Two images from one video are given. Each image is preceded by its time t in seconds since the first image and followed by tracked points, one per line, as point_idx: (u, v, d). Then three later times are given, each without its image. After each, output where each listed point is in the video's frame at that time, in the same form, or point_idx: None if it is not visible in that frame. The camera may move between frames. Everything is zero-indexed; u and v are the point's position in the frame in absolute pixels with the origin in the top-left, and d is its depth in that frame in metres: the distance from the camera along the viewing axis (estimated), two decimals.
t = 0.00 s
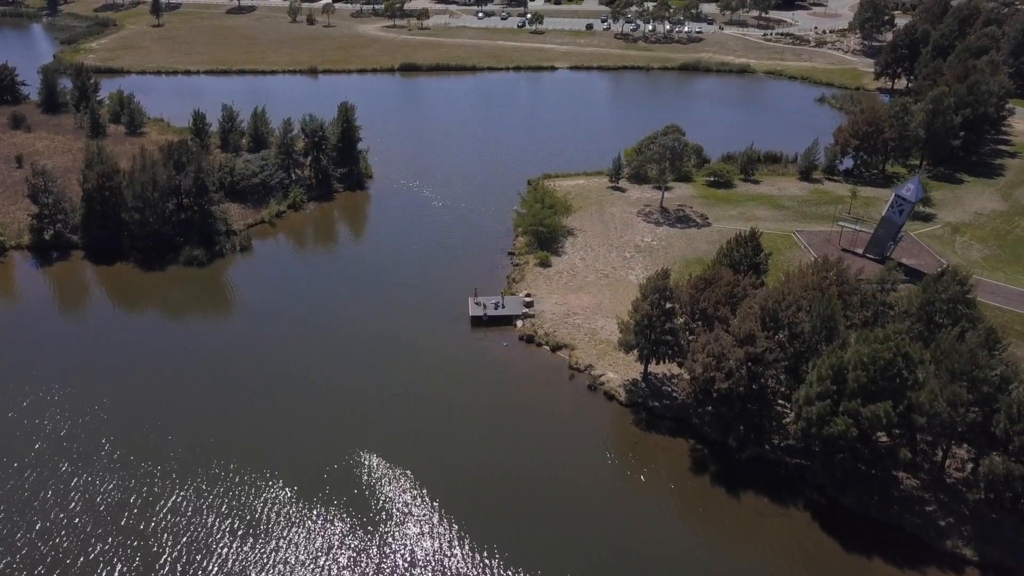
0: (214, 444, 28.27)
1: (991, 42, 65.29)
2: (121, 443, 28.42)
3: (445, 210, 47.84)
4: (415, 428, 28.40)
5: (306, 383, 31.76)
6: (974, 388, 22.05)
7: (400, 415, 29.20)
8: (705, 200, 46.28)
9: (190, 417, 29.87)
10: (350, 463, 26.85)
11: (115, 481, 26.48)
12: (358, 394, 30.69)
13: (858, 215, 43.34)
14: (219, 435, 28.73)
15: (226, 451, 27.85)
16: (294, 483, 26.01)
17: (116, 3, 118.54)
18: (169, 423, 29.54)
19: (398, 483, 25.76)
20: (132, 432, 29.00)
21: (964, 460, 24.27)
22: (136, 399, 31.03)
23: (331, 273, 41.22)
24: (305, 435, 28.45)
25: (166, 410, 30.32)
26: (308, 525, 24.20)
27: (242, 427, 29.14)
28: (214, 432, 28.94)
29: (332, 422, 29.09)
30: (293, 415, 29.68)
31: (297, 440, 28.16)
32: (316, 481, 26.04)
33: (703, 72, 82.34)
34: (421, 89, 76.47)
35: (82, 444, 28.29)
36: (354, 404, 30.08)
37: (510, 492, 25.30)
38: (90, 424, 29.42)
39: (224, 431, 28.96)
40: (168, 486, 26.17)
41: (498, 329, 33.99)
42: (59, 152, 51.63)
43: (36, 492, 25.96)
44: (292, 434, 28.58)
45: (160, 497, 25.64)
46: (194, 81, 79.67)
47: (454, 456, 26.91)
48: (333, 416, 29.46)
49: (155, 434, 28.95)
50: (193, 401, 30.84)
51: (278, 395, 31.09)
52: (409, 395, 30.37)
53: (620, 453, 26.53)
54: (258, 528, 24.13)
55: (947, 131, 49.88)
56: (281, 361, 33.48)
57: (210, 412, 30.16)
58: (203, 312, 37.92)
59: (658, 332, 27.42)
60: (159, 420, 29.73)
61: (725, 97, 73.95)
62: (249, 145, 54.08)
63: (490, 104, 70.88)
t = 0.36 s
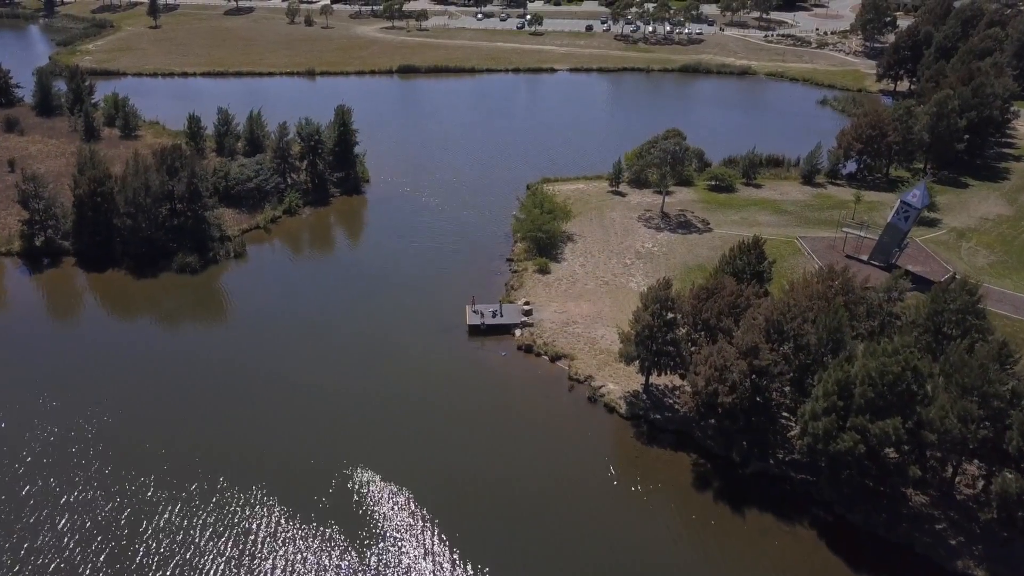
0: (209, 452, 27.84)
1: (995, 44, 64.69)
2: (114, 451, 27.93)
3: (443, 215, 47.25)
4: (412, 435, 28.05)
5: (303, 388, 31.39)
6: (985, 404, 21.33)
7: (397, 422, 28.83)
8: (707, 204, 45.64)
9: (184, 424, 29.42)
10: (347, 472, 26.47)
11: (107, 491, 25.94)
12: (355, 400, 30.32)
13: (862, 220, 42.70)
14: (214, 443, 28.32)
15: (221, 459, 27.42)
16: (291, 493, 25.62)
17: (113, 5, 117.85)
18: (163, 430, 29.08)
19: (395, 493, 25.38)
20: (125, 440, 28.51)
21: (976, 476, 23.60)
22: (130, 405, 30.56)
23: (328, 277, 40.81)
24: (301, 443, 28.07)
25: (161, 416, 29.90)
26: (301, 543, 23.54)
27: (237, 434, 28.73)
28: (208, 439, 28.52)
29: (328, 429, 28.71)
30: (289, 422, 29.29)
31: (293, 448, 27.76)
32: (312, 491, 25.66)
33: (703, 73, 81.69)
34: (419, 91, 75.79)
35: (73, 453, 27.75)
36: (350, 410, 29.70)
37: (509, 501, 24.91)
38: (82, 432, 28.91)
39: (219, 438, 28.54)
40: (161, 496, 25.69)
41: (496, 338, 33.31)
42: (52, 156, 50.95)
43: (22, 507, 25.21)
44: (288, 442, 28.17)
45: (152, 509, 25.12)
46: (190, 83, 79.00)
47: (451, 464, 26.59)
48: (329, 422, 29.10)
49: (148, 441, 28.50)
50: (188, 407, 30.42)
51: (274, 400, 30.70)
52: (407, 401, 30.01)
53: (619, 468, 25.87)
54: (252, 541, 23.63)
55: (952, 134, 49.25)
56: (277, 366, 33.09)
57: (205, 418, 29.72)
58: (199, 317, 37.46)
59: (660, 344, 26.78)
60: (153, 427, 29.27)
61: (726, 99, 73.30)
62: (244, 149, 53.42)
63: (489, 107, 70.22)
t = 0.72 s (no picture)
0: (202, 462, 27.27)
1: (1000, 46, 63.98)
2: (104, 461, 27.36)
3: (440, 220, 46.56)
4: (409, 445, 27.52)
5: (299, 395, 30.85)
6: (997, 421, 20.59)
7: (394, 431, 28.29)
8: (708, 209, 44.93)
9: (177, 433, 28.83)
10: (342, 483, 25.95)
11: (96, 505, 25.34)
12: (352, 408, 29.78)
13: (867, 226, 41.99)
14: (207, 453, 27.76)
15: (214, 470, 26.86)
16: (286, 505, 25.09)
17: (110, 6, 117.30)
18: (155, 439, 28.51)
19: (391, 505, 24.84)
20: (116, 451, 27.92)
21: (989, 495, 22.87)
22: (121, 414, 29.97)
23: (324, 282, 40.25)
24: (296, 453, 27.51)
25: (153, 425, 29.33)
26: (293, 564, 22.82)
27: (230, 444, 28.16)
28: (201, 449, 27.94)
29: (323, 438, 28.16)
30: (285, 431, 28.73)
31: (288, 458, 27.21)
32: (307, 503, 25.11)
33: (704, 75, 81.02)
34: (417, 94, 75.07)
35: (62, 465, 27.14)
36: (347, 419, 29.15)
37: (508, 514, 24.37)
38: (73, 442, 28.32)
39: (212, 448, 27.97)
40: (152, 509, 25.12)
41: (494, 348, 32.56)
42: (44, 160, 50.28)
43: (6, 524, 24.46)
44: (282, 451, 27.62)
45: (142, 523, 24.55)
46: (187, 85, 78.34)
47: (449, 475, 26.08)
48: (325, 431, 28.56)
49: (140, 451, 27.93)
50: (181, 415, 29.84)
51: (270, 408, 30.14)
52: (404, 409, 29.46)
53: (620, 484, 25.15)
54: (242, 562, 22.91)
55: (957, 137, 48.54)
56: (272, 373, 32.53)
57: (199, 427, 29.15)
58: (193, 323, 36.87)
59: (662, 356, 26.08)
60: (145, 436, 28.69)
61: (728, 101, 72.65)
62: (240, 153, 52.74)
63: (488, 110, 69.48)
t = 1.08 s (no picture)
0: (194, 475, 26.60)
1: (1005, 48, 63.21)
2: (94, 475, 26.68)
3: (438, 226, 45.82)
4: (406, 457, 26.87)
5: (293, 406, 30.16)
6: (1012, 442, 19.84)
7: (391, 443, 27.63)
8: (711, 215, 44.17)
9: (169, 444, 28.17)
10: (338, 496, 25.30)
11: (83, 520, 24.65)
12: (347, 419, 29.11)
13: (872, 233, 41.24)
14: (199, 465, 27.11)
15: (206, 483, 26.20)
16: (278, 521, 24.40)
17: (108, 7, 116.60)
18: (146, 451, 27.84)
19: (387, 521, 24.20)
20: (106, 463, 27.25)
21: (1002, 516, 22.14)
22: (112, 424, 29.30)
23: (320, 288, 39.61)
24: (290, 465, 26.85)
25: (145, 436, 28.67)
26: None
27: (224, 456, 27.51)
28: (193, 461, 27.29)
29: (318, 450, 27.50)
30: (279, 442, 28.07)
31: (282, 471, 26.56)
32: (301, 518, 24.47)
33: (705, 77, 80.31)
34: (415, 96, 74.28)
35: (50, 479, 26.46)
36: (342, 429, 28.51)
37: (508, 530, 23.73)
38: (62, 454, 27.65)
39: (205, 460, 27.32)
40: (142, 525, 24.46)
41: (492, 360, 31.75)
42: (36, 165, 49.55)
43: None
44: (276, 463, 26.96)
45: (130, 541, 23.86)
46: (183, 87, 77.64)
47: (446, 490, 25.37)
48: (320, 442, 27.90)
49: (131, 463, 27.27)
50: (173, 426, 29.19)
51: (264, 419, 29.49)
52: (401, 420, 28.81)
53: (620, 503, 24.40)
54: None
55: (963, 141, 47.79)
56: (267, 381, 31.88)
57: (191, 438, 28.50)
58: (186, 331, 36.19)
59: (664, 371, 25.36)
60: (136, 448, 28.04)
61: (729, 104, 71.90)
62: (235, 157, 52.00)
63: (487, 113, 68.71)
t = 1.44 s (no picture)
0: (187, 489, 25.98)
1: (1009, 49, 62.48)
2: (84, 487, 26.05)
3: (436, 231, 45.14)
4: (404, 471, 26.26)
5: (287, 416, 29.52)
6: None
7: (388, 455, 27.01)
8: (712, 221, 43.46)
9: (162, 456, 27.57)
10: (335, 511, 24.71)
11: (71, 538, 23.95)
12: (344, 429, 28.53)
13: (877, 239, 40.51)
14: (192, 478, 26.47)
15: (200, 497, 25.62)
16: (269, 539, 23.76)
17: (104, 8, 115.85)
18: (138, 464, 27.21)
19: (384, 538, 23.60)
20: (96, 476, 26.59)
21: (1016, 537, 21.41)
22: (105, 434, 28.67)
23: (318, 294, 38.99)
24: (287, 478, 26.27)
25: (138, 447, 28.05)
26: None
27: (218, 468, 26.92)
28: (187, 474, 26.68)
29: (315, 463, 26.88)
30: (275, 454, 27.48)
31: (279, 485, 25.97)
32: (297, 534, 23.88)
33: (706, 79, 79.59)
34: (413, 98, 73.55)
35: (36, 493, 25.76)
36: (340, 440, 27.90)
37: (507, 546, 23.12)
38: (52, 465, 27.02)
39: (199, 473, 26.72)
40: (132, 542, 23.83)
41: (489, 371, 30.97)
42: (27, 169, 48.81)
43: None
44: (271, 476, 26.40)
45: (121, 559, 23.22)
46: (180, 89, 76.92)
47: (443, 506, 24.73)
48: (317, 454, 27.30)
49: (122, 475, 26.65)
50: (167, 436, 28.58)
51: (260, 429, 28.88)
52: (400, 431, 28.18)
53: (621, 521, 23.67)
54: None
55: (968, 145, 47.14)
56: (264, 389, 31.27)
57: (185, 449, 27.90)
58: (179, 339, 35.45)
59: (665, 386, 24.71)
60: (129, 459, 27.42)
61: (730, 106, 71.17)
62: (230, 161, 51.33)
63: (486, 115, 68.01)
